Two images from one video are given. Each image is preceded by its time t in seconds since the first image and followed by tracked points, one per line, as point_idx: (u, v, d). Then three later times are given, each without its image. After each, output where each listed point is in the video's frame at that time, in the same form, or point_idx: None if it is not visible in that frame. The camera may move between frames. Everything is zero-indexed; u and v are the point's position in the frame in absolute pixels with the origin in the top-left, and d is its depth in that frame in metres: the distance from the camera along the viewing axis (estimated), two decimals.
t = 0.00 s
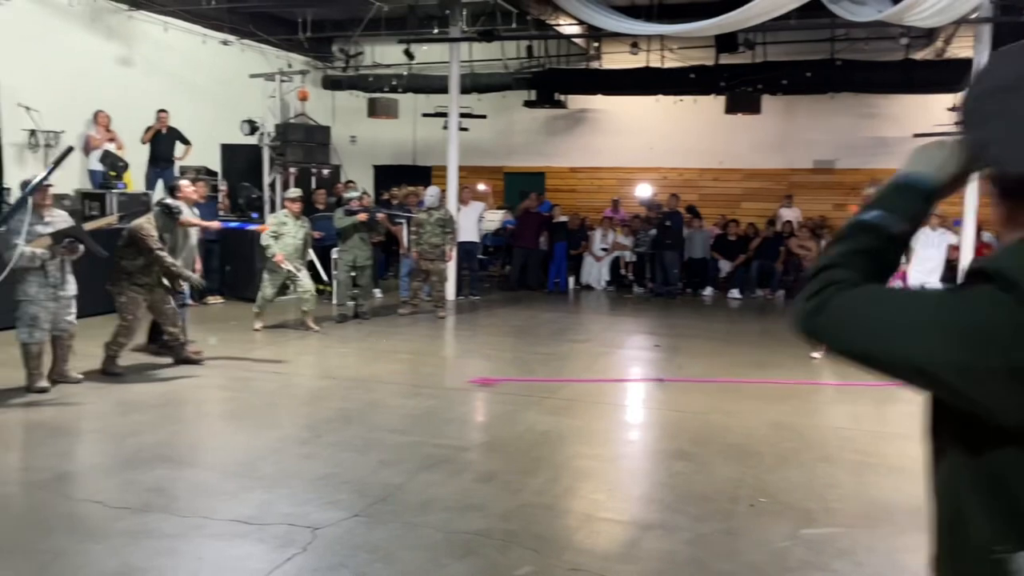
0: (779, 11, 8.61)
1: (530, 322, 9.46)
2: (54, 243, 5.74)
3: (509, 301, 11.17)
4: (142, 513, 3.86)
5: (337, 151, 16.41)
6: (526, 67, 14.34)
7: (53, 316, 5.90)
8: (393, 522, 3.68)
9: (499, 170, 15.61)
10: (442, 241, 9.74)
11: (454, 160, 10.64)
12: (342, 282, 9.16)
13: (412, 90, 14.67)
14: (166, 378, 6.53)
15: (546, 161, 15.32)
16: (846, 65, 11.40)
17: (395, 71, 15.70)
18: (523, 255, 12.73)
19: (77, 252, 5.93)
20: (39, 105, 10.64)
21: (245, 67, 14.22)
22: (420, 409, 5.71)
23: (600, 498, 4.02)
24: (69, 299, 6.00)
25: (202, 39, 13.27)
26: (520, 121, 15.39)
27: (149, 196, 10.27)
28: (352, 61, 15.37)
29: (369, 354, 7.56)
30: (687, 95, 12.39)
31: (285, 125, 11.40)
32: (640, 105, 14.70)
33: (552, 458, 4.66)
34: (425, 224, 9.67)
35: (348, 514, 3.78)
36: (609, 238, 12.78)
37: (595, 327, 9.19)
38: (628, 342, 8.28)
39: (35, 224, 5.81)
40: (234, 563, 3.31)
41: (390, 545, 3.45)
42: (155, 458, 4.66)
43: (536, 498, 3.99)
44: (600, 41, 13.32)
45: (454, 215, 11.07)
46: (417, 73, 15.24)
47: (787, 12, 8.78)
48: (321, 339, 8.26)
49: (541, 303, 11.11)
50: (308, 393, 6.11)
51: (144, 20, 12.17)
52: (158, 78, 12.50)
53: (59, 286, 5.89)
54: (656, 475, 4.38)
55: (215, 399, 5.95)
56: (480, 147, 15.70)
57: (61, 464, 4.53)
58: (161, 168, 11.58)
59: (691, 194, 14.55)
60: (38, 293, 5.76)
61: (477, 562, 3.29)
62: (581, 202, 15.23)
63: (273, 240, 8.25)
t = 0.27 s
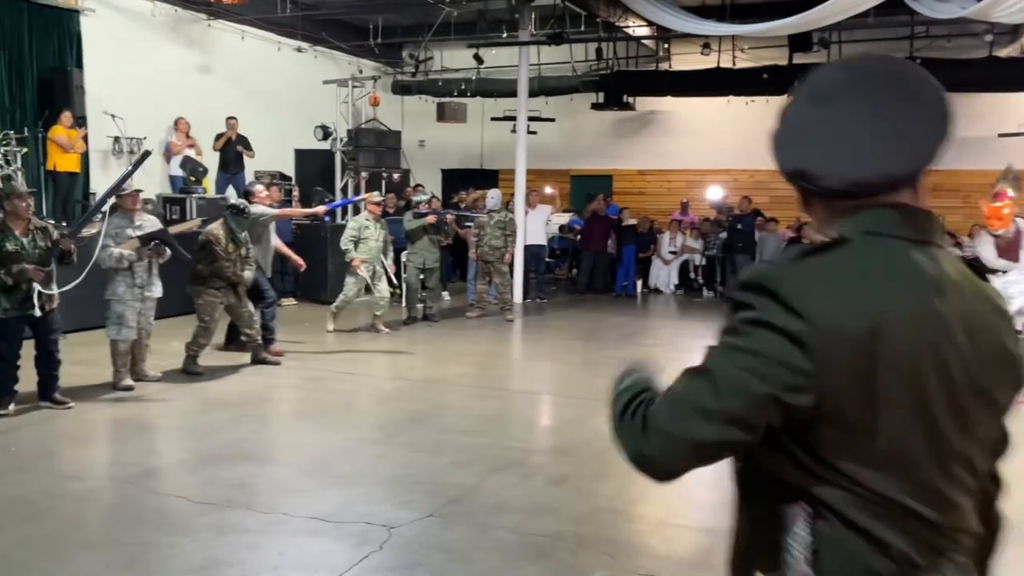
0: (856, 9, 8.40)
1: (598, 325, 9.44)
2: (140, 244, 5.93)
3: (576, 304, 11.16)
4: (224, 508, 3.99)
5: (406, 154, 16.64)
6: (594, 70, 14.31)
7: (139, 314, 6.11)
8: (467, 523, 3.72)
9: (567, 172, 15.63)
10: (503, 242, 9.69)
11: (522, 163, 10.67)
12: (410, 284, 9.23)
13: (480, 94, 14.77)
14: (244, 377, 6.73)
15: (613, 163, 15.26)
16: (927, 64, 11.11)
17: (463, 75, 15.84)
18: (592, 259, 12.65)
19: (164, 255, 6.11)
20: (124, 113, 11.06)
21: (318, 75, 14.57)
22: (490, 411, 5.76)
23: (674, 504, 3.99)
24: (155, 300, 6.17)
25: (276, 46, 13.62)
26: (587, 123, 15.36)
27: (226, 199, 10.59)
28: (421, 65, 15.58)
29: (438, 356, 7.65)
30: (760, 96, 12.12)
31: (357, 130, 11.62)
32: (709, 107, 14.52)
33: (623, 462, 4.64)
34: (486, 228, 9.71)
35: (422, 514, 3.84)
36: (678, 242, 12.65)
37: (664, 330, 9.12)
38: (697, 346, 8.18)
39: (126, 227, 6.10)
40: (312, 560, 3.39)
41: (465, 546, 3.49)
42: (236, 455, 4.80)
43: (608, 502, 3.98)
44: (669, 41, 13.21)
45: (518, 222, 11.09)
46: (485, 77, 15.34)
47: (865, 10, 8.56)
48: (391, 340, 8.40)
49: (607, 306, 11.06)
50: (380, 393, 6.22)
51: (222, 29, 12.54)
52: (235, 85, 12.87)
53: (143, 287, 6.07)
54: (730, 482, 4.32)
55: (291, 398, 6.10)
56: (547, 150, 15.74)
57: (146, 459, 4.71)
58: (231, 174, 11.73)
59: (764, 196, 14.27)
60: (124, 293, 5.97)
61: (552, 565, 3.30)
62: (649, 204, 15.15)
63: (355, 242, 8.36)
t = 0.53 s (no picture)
0: (902, 9, 8.28)
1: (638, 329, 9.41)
2: (190, 248, 6.07)
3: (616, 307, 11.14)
4: (271, 507, 4.06)
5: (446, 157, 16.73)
6: (634, 72, 14.27)
7: (189, 313, 6.23)
8: (510, 525, 3.74)
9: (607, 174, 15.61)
10: (536, 245, 9.67)
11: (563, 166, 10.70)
12: (450, 286, 9.25)
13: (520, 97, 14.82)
14: (289, 378, 6.83)
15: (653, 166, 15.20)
16: (977, 62, 11.02)
17: (503, 78, 15.90)
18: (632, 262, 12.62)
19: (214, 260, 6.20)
20: (172, 118, 11.30)
21: (361, 79, 14.76)
22: (531, 413, 5.77)
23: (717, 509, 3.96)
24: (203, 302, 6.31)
25: (319, 51, 13.81)
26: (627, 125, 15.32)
27: (270, 203, 10.76)
28: (461, 69, 15.68)
29: (479, 358, 7.70)
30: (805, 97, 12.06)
31: (398, 134, 11.73)
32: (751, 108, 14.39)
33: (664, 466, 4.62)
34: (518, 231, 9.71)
35: (465, 515, 3.87)
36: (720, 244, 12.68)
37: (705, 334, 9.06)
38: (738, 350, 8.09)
39: (180, 230, 6.18)
40: (358, 559, 3.44)
41: (508, 548, 3.50)
42: (282, 454, 4.88)
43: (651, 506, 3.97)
44: (711, 43, 13.14)
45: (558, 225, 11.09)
46: (525, 80, 15.39)
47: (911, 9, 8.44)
48: (432, 342, 8.46)
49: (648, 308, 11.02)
50: (422, 395, 6.28)
51: (266, 34, 12.76)
52: (278, 90, 13.08)
53: (191, 288, 6.21)
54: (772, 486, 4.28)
55: (335, 399, 6.18)
56: (586, 152, 15.73)
57: (195, 458, 4.81)
58: (265, 177, 11.92)
59: (808, 198, 14.09)
60: (173, 292, 6.11)
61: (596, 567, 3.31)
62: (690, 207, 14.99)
63: (398, 243, 8.40)
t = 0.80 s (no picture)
0: (941, 7, 8.12)
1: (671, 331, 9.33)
2: (228, 252, 6.13)
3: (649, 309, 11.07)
4: (304, 506, 4.09)
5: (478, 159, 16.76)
6: (667, 72, 14.18)
7: (225, 314, 6.34)
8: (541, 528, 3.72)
9: (639, 175, 15.53)
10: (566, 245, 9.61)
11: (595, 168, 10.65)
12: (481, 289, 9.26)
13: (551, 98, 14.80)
14: (322, 379, 6.87)
15: (686, 167, 15.10)
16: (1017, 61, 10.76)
17: (535, 79, 15.89)
18: (664, 264, 12.55)
19: (250, 262, 6.34)
20: (208, 121, 11.45)
21: (393, 81, 14.85)
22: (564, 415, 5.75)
23: (749, 513, 3.91)
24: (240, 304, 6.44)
25: (352, 53, 13.91)
26: (660, 126, 15.23)
27: (303, 204, 10.87)
28: (493, 70, 15.70)
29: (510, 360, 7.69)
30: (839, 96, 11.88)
31: (430, 136, 11.77)
32: (785, 108, 14.23)
33: (696, 469, 4.58)
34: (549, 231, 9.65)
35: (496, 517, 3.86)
36: (753, 245, 12.45)
37: (739, 336, 8.96)
38: (773, 353, 7.99)
39: (218, 233, 6.25)
40: (389, 559, 3.45)
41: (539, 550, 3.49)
42: (315, 455, 4.91)
43: (683, 510, 3.93)
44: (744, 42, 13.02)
45: (590, 226, 11.06)
46: (557, 81, 15.35)
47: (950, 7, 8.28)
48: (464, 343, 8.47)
49: (679, 310, 10.95)
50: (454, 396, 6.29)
51: (300, 37, 12.87)
52: (312, 92, 13.19)
53: (228, 290, 6.33)
54: (807, 492, 4.22)
55: (367, 399, 6.21)
56: (618, 153, 15.67)
57: (231, 457, 4.86)
58: (295, 178, 12.03)
59: (842, 199, 13.95)
60: (211, 295, 6.22)
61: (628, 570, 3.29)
62: (723, 208, 14.90)
63: (433, 247, 8.37)
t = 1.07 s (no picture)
0: (977, 4, 8.00)
1: (700, 332, 9.27)
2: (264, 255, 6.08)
3: (678, 310, 11.01)
4: (333, 505, 4.12)
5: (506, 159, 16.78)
6: (697, 72, 14.10)
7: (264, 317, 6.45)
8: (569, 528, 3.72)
9: (668, 175, 15.45)
10: (597, 247, 9.66)
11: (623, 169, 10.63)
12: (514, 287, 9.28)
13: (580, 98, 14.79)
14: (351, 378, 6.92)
15: (716, 167, 14.99)
16: None
17: (564, 80, 15.88)
18: (692, 264, 12.48)
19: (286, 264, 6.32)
20: (240, 122, 11.59)
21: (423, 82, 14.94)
22: (591, 416, 5.74)
23: (779, 516, 3.87)
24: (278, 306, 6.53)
25: (381, 55, 14.01)
26: (689, 126, 15.15)
27: (333, 205, 10.97)
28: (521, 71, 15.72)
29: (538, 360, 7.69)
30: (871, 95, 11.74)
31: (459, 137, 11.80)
32: (817, 107, 14.08)
33: (725, 471, 4.55)
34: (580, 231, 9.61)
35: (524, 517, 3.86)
36: (783, 246, 12.35)
37: (769, 337, 8.88)
38: (803, 355, 7.91)
39: (251, 235, 6.30)
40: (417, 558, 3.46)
41: (567, 550, 3.48)
42: (344, 453, 4.95)
43: (712, 512, 3.91)
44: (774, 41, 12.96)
45: (618, 226, 11.03)
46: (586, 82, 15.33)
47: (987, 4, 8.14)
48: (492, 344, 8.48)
49: (709, 312, 10.88)
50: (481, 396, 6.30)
51: (330, 39, 12.99)
52: (342, 94, 13.30)
53: (267, 292, 6.42)
54: (838, 494, 4.17)
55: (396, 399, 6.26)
56: (647, 153, 15.61)
57: (261, 455, 4.91)
58: (322, 177, 12.13)
59: (875, 199, 13.75)
60: (253, 298, 6.32)
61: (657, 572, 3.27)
62: (754, 208, 14.77)
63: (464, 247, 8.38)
